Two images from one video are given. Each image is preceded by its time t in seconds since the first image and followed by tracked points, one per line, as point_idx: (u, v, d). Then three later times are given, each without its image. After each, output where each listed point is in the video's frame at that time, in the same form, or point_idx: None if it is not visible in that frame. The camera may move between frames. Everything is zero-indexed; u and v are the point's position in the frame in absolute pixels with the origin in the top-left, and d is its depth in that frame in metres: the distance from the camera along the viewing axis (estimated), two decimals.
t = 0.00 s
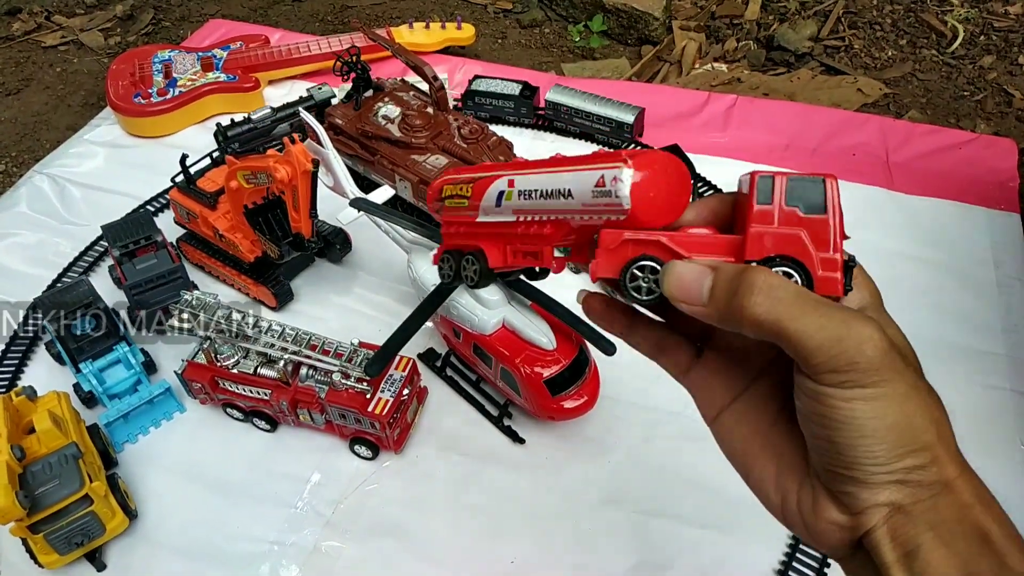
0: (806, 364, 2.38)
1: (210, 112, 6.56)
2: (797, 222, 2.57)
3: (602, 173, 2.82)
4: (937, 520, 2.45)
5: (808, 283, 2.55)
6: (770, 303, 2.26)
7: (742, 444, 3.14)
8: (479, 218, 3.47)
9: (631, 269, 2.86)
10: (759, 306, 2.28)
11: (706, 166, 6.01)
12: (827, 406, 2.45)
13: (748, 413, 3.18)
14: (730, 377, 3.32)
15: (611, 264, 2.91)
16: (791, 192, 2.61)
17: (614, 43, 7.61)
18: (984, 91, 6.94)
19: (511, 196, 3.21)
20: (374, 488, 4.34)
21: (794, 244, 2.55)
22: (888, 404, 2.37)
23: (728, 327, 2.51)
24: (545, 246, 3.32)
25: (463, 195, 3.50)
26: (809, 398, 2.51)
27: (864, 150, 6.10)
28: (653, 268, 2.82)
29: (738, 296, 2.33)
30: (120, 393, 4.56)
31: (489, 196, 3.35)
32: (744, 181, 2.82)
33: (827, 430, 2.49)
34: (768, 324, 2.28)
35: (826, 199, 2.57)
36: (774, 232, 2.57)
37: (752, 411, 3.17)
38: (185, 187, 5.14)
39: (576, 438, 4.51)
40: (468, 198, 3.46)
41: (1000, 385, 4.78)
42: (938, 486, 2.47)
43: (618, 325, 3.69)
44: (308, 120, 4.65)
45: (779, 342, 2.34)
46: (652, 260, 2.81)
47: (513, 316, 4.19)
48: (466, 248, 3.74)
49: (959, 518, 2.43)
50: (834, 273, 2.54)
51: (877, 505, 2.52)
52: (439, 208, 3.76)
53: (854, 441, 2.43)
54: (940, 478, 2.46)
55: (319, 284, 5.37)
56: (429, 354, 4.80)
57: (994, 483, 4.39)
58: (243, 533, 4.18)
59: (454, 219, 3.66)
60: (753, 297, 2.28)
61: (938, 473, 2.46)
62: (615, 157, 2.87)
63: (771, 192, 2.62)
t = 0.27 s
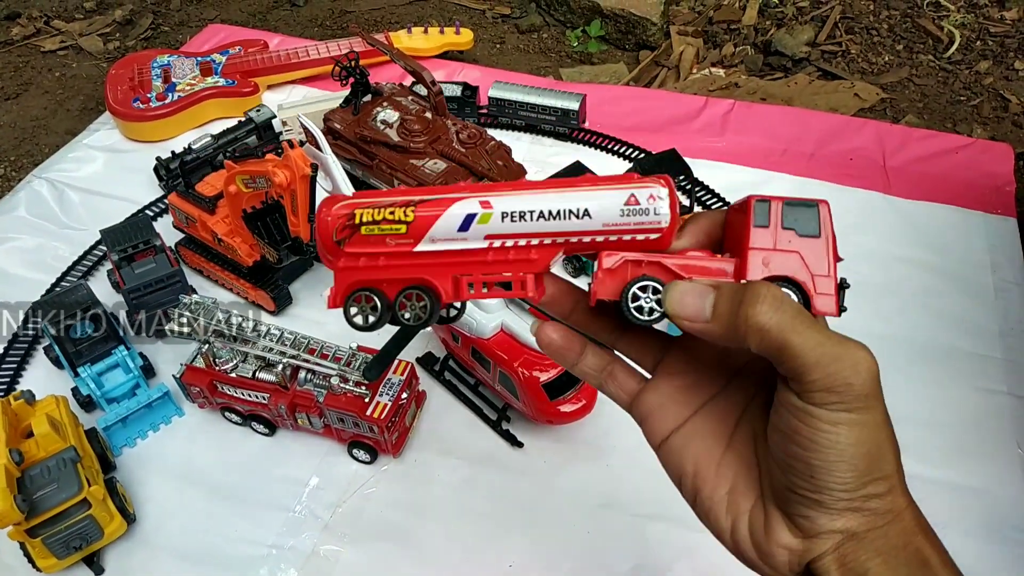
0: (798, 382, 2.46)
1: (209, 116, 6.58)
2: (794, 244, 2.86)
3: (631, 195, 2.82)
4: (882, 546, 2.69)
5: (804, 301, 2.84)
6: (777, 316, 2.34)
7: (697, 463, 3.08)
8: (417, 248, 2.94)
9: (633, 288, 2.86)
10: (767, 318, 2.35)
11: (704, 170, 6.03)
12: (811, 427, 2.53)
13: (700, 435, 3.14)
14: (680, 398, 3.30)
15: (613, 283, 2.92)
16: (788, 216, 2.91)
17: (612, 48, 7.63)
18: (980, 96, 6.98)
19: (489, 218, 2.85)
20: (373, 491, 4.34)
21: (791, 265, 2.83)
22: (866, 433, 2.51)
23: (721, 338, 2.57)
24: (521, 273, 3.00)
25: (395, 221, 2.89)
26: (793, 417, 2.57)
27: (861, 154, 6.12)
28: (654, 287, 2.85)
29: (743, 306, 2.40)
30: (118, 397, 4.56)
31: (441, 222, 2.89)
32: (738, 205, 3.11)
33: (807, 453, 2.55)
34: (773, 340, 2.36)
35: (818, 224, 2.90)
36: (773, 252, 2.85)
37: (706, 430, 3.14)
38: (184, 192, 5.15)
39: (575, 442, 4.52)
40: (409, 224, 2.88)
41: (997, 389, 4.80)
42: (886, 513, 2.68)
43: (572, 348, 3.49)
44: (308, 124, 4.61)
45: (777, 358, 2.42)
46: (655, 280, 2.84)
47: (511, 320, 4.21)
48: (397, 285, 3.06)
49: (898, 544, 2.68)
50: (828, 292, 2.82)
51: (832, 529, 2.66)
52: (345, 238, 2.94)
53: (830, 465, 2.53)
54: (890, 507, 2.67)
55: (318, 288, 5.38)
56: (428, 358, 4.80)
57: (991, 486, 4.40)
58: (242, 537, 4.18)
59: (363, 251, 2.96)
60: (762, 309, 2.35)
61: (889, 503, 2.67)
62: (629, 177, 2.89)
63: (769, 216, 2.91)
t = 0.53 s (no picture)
0: (785, 378, 2.47)
1: (206, 115, 6.56)
2: (781, 239, 2.85)
3: (624, 190, 2.86)
4: (868, 545, 2.70)
5: (791, 296, 2.84)
6: (765, 311, 2.36)
7: (683, 462, 3.08)
8: (402, 241, 2.92)
9: (620, 282, 2.86)
10: (755, 313, 2.36)
11: (701, 170, 6.04)
12: (799, 425, 2.53)
13: (686, 435, 3.14)
14: (665, 397, 3.30)
15: (600, 277, 2.92)
16: (774, 211, 2.89)
17: (610, 47, 7.64)
18: (977, 96, 6.99)
19: (477, 210, 2.84)
20: (371, 490, 4.34)
21: (779, 260, 2.83)
22: (852, 430, 2.53)
23: (709, 334, 2.58)
24: (509, 267, 3.00)
25: (378, 212, 2.87)
26: (780, 415, 2.58)
27: (859, 154, 6.13)
28: (641, 281, 2.85)
29: (731, 301, 2.42)
30: (116, 396, 4.55)
31: (428, 214, 2.87)
32: (725, 201, 3.09)
33: (794, 451, 2.56)
34: (760, 334, 2.37)
35: (805, 218, 2.88)
36: (761, 247, 2.84)
37: (693, 429, 3.13)
38: (181, 191, 5.13)
39: (572, 441, 4.52)
40: (393, 215, 2.86)
41: (993, 388, 4.81)
42: (871, 511, 2.69)
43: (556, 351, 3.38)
44: (306, 122, 4.54)
45: (764, 353, 2.43)
46: (642, 274, 2.86)
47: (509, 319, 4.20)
48: (379, 279, 3.04)
49: (882, 542, 2.70)
50: (815, 287, 2.83)
51: (818, 527, 2.67)
52: (323, 230, 2.91)
53: (817, 463, 2.54)
54: (876, 505, 2.69)
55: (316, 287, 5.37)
56: (425, 357, 4.80)
57: (987, 484, 4.41)
58: (240, 536, 4.18)
59: (342, 242, 2.94)
60: (750, 304, 2.36)
61: (875, 502, 2.69)
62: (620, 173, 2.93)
63: (756, 210, 2.89)
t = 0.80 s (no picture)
0: (795, 383, 2.43)
1: (211, 119, 6.55)
2: (791, 244, 2.81)
3: (635, 192, 2.82)
4: (878, 554, 2.64)
5: (800, 302, 2.80)
6: (775, 316, 2.32)
7: (689, 468, 3.03)
8: (407, 240, 2.88)
9: (628, 286, 2.83)
10: (765, 318, 2.33)
11: (708, 173, 5.99)
12: (809, 431, 2.48)
13: (693, 441, 3.09)
14: (671, 403, 3.24)
15: (608, 281, 2.89)
16: (784, 215, 2.85)
17: (615, 50, 7.60)
18: (986, 99, 6.94)
19: (485, 211, 2.81)
20: (375, 496, 4.30)
21: (789, 265, 2.78)
22: (862, 436, 2.49)
23: (717, 339, 2.55)
24: (516, 268, 2.95)
25: (383, 209, 2.83)
26: (790, 421, 2.53)
27: (867, 157, 6.08)
28: (650, 285, 2.82)
29: (741, 305, 2.38)
30: (120, 402, 4.53)
31: (434, 214, 2.84)
32: (734, 206, 3.05)
33: (804, 457, 2.51)
34: (769, 339, 2.34)
35: (816, 223, 2.85)
36: (771, 252, 2.79)
37: (699, 436, 3.08)
38: (185, 196, 5.10)
39: (578, 447, 4.47)
40: (398, 214, 2.82)
41: (1005, 393, 4.75)
42: (881, 521, 2.65)
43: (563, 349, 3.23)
44: (309, 127, 4.54)
45: (773, 359, 2.40)
46: (650, 278, 2.83)
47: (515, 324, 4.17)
48: (382, 279, 3.01)
49: (891, 551, 2.65)
50: (825, 292, 2.78)
51: (827, 535, 2.63)
52: (325, 227, 2.88)
53: (828, 469, 2.50)
54: (886, 514, 2.64)
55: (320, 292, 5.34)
56: (431, 363, 4.76)
57: (1000, 491, 4.35)
58: (243, 543, 4.14)
59: (345, 240, 2.90)
60: (760, 308, 2.33)
61: (884, 510, 2.64)
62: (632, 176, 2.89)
63: (766, 215, 2.85)
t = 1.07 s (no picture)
0: (818, 387, 2.42)
1: (222, 116, 6.56)
2: (813, 248, 2.79)
3: (659, 194, 2.81)
4: (897, 559, 2.63)
5: (821, 305, 2.77)
6: (799, 320, 2.32)
7: (707, 470, 3.01)
8: (430, 238, 2.88)
9: (651, 287, 2.83)
10: (789, 322, 2.32)
11: (720, 171, 5.96)
12: (831, 435, 2.47)
13: (712, 443, 3.07)
14: (691, 404, 3.20)
15: (629, 281, 2.89)
16: (807, 220, 2.83)
17: (626, 48, 7.58)
18: (1000, 97, 6.89)
19: (509, 210, 2.80)
20: (386, 493, 4.30)
21: (811, 270, 2.76)
22: (885, 441, 2.48)
23: (739, 342, 2.53)
24: (538, 268, 2.95)
25: (406, 206, 2.83)
26: (812, 425, 2.52)
27: (880, 155, 6.04)
28: (672, 287, 2.82)
29: (764, 308, 2.37)
30: (132, 397, 4.54)
31: (457, 212, 2.83)
32: (757, 208, 3.04)
33: (826, 461, 2.50)
34: (792, 342, 2.34)
35: (838, 228, 2.82)
36: (792, 256, 2.78)
37: (718, 438, 3.07)
38: (198, 191, 5.10)
39: (589, 445, 4.46)
40: (421, 211, 2.82)
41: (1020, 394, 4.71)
42: (900, 526, 2.63)
43: (587, 340, 3.10)
44: (321, 123, 4.60)
45: (796, 362, 2.39)
46: (673, 279, 2.82)
47: (526, 322, 4.15)
48: (403, 276, 2.99)
49: (910, 557, 2.63)
50: (846, 298, 2.76)
51: (846, 539, 2.62)
52: (348, 222, 2.87)
53: (850, 473, 2.49)
54: (905, 519, 2.63)
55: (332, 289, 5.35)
56: (441, 360, 4.76)
57: (1014, 492, 4.32)
58: (255, 538, 4.15)
59: (365, 237, 2.90)
60: (784, 312, 2.32)
61: (904, 515, 2.62)
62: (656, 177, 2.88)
63: (789, 219, 2.83)
